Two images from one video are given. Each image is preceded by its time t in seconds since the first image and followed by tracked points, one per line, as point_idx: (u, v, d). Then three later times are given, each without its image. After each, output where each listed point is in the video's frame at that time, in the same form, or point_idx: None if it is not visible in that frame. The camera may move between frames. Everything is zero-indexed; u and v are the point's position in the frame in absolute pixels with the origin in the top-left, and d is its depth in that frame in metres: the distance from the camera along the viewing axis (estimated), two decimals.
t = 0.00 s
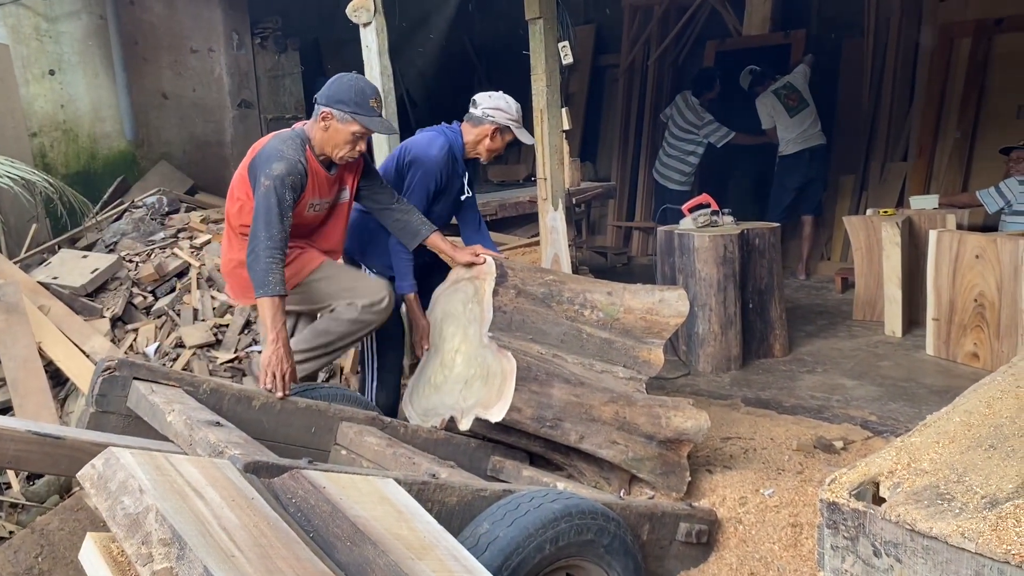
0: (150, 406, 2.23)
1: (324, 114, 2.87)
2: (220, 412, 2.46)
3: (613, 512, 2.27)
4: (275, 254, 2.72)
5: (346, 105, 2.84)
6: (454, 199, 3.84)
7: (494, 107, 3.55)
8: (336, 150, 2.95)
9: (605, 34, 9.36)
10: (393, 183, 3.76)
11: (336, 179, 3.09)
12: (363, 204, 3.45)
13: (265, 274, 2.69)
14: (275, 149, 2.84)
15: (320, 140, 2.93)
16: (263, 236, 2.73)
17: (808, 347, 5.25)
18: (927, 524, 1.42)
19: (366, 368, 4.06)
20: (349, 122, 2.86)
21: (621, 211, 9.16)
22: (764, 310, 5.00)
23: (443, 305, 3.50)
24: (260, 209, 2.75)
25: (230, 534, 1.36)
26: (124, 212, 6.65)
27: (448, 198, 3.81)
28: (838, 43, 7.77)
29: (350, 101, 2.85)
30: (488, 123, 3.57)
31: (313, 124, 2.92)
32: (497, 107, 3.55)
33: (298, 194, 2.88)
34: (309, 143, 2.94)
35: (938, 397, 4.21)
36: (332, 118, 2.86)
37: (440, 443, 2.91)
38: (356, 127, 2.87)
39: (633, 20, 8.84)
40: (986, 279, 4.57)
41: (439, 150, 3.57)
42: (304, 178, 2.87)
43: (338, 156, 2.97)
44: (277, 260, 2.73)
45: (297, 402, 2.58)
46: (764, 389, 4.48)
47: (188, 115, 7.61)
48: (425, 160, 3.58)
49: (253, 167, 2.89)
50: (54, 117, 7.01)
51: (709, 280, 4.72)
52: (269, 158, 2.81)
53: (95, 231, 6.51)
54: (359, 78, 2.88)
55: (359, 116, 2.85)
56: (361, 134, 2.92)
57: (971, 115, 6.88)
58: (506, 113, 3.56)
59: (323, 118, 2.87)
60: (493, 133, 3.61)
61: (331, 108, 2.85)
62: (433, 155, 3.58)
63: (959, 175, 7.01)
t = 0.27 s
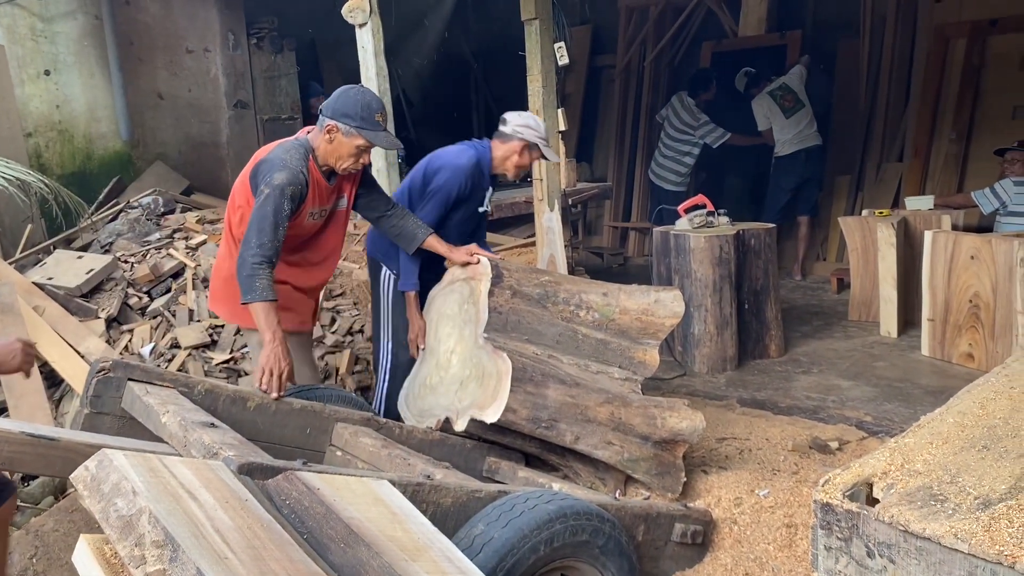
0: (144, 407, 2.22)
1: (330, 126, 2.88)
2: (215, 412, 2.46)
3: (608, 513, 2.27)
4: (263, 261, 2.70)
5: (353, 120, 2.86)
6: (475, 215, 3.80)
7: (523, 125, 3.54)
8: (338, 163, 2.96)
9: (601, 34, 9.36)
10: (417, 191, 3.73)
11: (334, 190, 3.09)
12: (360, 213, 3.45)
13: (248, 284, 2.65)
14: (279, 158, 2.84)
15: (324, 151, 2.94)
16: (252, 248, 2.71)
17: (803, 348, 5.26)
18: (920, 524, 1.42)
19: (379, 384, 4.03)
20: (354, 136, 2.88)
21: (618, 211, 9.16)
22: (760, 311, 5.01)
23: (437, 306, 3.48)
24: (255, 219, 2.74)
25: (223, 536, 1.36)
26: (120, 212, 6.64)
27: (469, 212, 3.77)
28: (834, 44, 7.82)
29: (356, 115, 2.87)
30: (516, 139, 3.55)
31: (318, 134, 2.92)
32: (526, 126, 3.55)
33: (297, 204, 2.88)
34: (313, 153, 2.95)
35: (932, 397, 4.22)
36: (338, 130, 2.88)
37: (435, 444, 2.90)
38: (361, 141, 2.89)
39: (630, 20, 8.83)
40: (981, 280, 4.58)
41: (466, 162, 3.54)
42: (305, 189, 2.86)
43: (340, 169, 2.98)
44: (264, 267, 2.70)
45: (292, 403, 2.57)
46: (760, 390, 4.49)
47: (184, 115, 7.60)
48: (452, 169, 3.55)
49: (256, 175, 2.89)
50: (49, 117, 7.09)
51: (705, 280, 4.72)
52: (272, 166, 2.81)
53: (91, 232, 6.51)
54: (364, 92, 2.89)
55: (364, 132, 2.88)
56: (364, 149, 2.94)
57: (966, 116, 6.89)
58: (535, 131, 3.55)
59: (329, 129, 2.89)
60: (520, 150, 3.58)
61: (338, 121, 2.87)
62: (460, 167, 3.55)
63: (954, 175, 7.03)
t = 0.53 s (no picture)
0: (138, 408, 2.21)
1: (328, 141, 2.92)
2: (208, 413, 2.46)
3: (602, 514, 2.27)
4: (310, 263, 2.87)
5: (352, 135, 2.89)
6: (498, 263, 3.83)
7: (570, 190, 3.63)
8: (334, 175, 3.03)
9: (597, 34, 9.37)
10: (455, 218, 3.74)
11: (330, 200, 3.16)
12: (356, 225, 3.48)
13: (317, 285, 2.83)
14: (281, 173, 2.93)
15: (320, 164, 2.99)
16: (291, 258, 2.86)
17: (799, 348, 5.26)
18: (915, 525, 1.42)
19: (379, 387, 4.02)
20: (353, 151, 2.92)
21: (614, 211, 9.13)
22: (755, 311, 5.01)
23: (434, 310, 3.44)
24: (282, 231, 2.88)
25: (215, 537, 1.35)
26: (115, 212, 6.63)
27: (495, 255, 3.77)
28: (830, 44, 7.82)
29: (357, 130, 2.89)
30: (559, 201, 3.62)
31: (315, 147, 2.97)
32: (572, 191, 3.63)
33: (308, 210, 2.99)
34: (309, 165, 3.01)
35: (927, 397, 4.22)
36: (336, 145, 2.92)
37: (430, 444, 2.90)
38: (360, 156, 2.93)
39: (626, 21, 8.84)
40: (976, 280, 4.59)
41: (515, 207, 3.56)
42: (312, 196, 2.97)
43: (336, 180, 3.05)
44: (313, 267, 2.88)
45: (286, 403, 2.57)
46: (755, 390, 4.49)
47: (179, 114, 7.59)
48: (497, 209, 3.57)
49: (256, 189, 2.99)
50: (43, 117, 7.06)
51: (701, 281, 4.72)
52: (276, 181, 2.91)
53: (86, 232, 6.49)
54: (365, 107, 2.91)
55: (363, 146, 2.91)
56: (361, 162, 2.99)
57: (961, 115, 6.88)
58: (579, 199, 3.64)
59: (326, 143, 2.93)
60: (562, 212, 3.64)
61: (336, 136, 2.90)
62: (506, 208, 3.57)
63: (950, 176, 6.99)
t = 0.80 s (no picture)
0: (132, 409, 2.20)
1: (336, 155, 3.08)
2: (204, 414, 2.45)
3: (598, 514, 2.26)
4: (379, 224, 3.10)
5: (361, 154, 3.06)
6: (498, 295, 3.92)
7: (583, 239, 3.84)
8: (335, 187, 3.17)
9: (594, 34, 9.38)
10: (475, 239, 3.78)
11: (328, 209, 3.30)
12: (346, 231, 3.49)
13: (388, 239, 3.04)
14: (306, 170, 3.10)
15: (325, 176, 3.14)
16: (354, 230, 3.08)
17: (795, 348, 5.26)
18: (911, 526, 1.42)
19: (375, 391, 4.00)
20: (358, 168, 3.09)
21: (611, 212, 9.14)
22: (752, 311, 5.00)
23: (434, 312, 3.47)
24: (332, 214, 3.06)
25: (208, 539, 1.34)
26: (111, 211, 6.62)
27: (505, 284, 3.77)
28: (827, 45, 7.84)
29: (366, 150, 3.07)
30: (571, 247, 3.81)
31: (322, 158, 3.12)
32: (583, 240, 3.84)
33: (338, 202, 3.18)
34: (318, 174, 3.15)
35: (924, 398, 4.22)
36: (343, 160, 3.09)
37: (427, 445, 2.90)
38: (364, 172, 3.10)
39: (623, 21, 8.84)
40: (973, 281, 4.59)
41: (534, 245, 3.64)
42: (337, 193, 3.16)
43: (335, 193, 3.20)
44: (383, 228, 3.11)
45: (281, 404, 2.56)
46: (752, 391, 4.48)
47: (176, 114, 7.57)
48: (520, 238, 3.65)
49: (275, 191, 3.12)
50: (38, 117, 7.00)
51: (698, 281, 4.72)
52: (304, 179, 3.07)
53: (82, 232, 6.47)
54: (375, 130, 3.10)
55: (368, 165, 3.10)
56: (360, 180, 3.15)
57: (958, 117, 6.88)
58: (591, 248, 3.85)
59: (334, 157, 3.09)
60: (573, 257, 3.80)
61: (346, 152, 3.07)
62: (527, 244, 3.65)
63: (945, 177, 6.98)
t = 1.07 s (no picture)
0: (126, 410, 2.19)
1: (347, 168, 3.14)
2: (199, 415, 2.44)
3: (594, 516, 2.25)
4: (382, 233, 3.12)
5: (373, 169, 3.14)
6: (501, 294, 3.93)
7: (581, 230, 3.90)
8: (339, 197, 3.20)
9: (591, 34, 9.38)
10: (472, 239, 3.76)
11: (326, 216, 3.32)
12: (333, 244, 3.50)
13: (391, 247, 3.07)
14: (314, 171, 3.12)
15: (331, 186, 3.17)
16: (355, 234, 3.08)
17: (792, 349, 5.26)
18: (906, 528, 1.41)
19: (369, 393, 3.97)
20: (366, 183, 3.16)
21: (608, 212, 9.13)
22: (750, 312, 5.00)
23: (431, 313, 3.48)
24: (337, 215, 3.07)
25: (200, 542, 1.33)
26: (107, 212, 6.61)
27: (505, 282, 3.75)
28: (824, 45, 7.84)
29: (377, 165, 3.15)
30: (570, 240, 3.89)
31: (331, 169, 3.15)
32: (582, 230, 3.90)
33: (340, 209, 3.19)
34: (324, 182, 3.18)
35: (920, 399, 4.22)
36: (353, 174, 3.15)
37: (422, 446, 2.90)
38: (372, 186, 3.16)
39: (620, 21, 8.84)
40: (969, 281, 4.59)
41: (533, 240, 3.63)
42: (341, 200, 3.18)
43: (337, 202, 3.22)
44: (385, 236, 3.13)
45: (277, 405, 2.56)
46: (749, 391, 4.48)
47: (172, 114, 7.55)
48: (517, 238, 3.62)
49: (281, 190, 3.12)
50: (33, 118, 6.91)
51: (694, 281, 4.72)
52: (313, 177, 3.08)
53: (78, 232, 6.46)
54: (388, 150, 3.19)
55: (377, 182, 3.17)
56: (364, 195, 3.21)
57: (954, 118, 6.88)
58: (590, 240, 3.89)
59: (345, 169, 3.14)
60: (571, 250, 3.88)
61: (358, 166, 3.13)
62: (526, 239, 3.64)
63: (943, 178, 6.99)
